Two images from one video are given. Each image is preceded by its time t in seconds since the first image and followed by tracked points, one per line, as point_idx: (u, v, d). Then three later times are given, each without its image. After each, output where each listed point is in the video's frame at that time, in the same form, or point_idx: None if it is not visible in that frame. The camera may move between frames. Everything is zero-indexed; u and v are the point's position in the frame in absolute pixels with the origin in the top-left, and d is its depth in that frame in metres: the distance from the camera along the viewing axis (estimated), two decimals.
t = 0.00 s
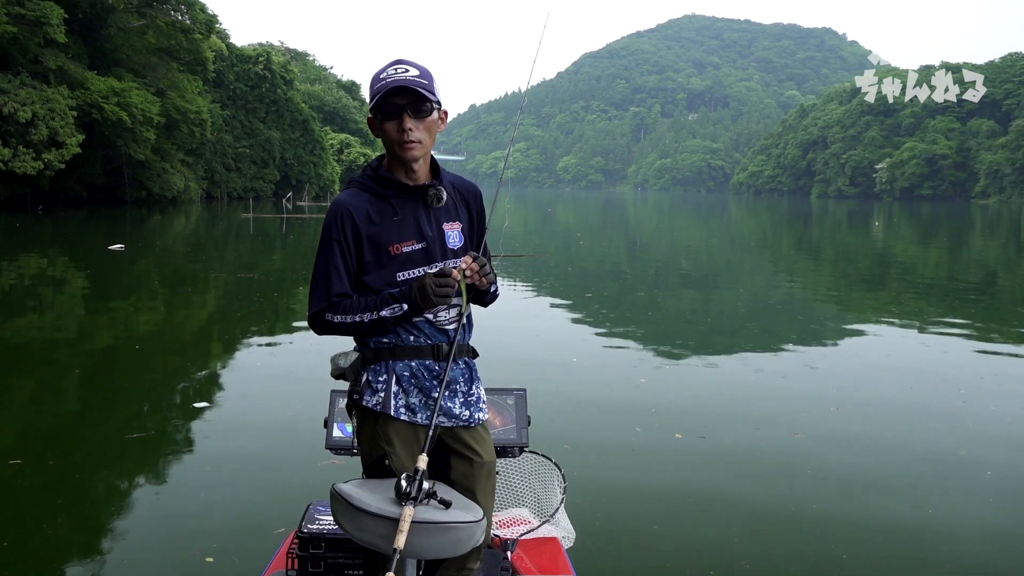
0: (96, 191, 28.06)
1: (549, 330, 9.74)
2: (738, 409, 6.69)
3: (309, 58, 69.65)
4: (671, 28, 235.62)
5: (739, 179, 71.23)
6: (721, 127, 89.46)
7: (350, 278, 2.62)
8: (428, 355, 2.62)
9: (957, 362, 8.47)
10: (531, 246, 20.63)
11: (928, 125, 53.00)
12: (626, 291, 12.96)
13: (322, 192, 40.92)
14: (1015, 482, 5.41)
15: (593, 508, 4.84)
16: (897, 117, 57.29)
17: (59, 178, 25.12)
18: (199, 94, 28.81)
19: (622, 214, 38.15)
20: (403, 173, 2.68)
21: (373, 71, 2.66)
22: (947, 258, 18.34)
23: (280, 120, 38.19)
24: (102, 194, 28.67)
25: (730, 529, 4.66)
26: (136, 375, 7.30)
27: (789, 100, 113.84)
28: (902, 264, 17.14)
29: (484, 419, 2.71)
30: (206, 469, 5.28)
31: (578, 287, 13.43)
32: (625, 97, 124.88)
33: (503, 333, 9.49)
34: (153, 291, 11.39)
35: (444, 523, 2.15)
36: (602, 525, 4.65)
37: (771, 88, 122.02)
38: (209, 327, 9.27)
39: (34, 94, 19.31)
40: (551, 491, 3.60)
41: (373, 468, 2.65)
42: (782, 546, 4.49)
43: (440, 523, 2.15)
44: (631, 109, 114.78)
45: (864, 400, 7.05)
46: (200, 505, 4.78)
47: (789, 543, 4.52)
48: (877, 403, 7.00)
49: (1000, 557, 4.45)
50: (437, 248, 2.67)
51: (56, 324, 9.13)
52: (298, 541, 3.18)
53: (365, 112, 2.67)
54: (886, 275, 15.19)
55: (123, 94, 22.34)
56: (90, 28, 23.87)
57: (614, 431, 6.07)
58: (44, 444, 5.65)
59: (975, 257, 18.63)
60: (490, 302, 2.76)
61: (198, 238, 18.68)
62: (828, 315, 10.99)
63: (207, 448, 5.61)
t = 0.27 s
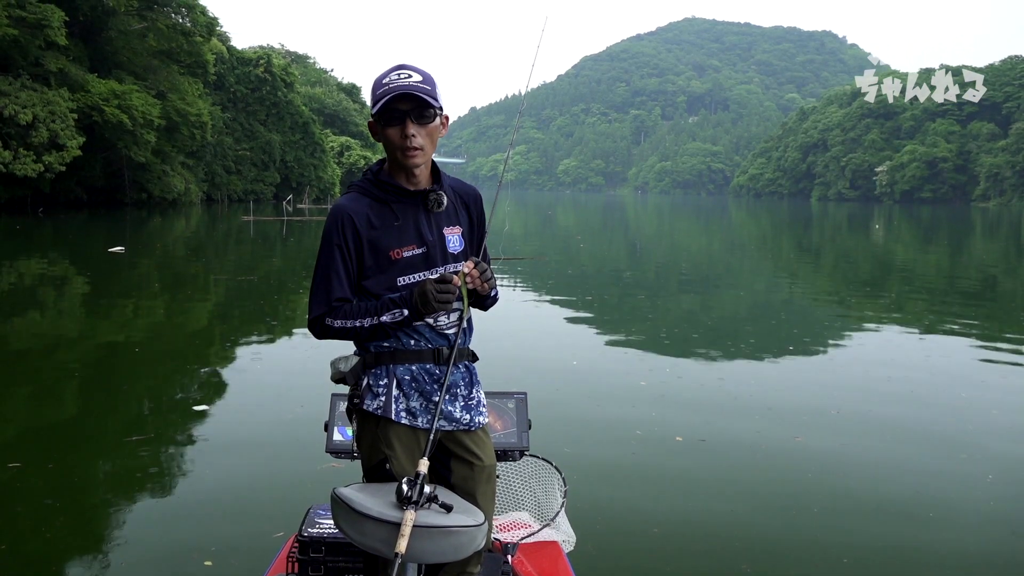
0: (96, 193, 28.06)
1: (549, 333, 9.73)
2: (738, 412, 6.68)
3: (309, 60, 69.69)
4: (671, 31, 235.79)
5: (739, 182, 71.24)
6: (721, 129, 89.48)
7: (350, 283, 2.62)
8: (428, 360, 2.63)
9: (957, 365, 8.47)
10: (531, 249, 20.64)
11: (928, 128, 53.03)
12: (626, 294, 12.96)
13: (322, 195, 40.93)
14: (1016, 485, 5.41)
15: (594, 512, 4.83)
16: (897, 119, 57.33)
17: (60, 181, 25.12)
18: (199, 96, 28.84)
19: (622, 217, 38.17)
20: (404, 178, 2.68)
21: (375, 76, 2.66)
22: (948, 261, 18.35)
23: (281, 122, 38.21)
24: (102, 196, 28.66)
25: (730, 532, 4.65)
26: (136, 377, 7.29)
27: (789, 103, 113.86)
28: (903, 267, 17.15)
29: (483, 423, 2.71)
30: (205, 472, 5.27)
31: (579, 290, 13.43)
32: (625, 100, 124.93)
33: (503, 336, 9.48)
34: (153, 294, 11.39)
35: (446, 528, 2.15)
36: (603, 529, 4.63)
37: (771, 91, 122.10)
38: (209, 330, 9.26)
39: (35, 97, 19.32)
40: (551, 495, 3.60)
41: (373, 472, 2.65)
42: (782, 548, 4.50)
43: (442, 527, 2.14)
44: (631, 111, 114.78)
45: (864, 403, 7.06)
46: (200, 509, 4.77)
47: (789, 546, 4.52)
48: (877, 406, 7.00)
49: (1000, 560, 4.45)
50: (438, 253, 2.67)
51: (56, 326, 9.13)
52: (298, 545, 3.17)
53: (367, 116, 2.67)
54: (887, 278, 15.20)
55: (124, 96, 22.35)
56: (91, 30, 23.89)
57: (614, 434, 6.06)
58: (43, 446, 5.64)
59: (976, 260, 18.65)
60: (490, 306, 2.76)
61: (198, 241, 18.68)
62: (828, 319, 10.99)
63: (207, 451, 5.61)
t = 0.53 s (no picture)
0: (99, 194, 28.10)
1: (551, 334, 9.73)
2: (740, 413, 6.68)
3: (311, 61, 69.73)
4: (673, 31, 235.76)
5: (741, 183, 71.24)
6: (723, 130, 89.49)
7: (353, 283, 2.62)
8: (430, 360, 2.62)
9: (959, 366, 8.46)
10: (532, 249, 20.64)
11: (930, 128, 53.03)
12: (628, 294, 12.96)
13: (324, 195, 40.95)
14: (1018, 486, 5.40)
15: (596, 513, 4.83)
16: (898, 120, 57.32)
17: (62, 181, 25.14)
18: (201, 97, 28.87)
19: (624, 217, 38.21)
20: (407, 177, 2.69)
21: (380, 75, 2.67)
22: (950, 261, 18.35)
23: (283, 123, 38.23)
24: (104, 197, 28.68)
25: (731, 533, 4.64)
26: (138, 378, 7.30)
27: (791, 103, 113.82)
28: (904, 267, 17.15)
29: (486, 423, 2.71)
30: (207, 472, 5.27)
31: (580, 290, 13.43)
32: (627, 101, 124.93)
33: (505, 337, 9.48)
34: (155, 294, 11.40)
35: (448, 527, 2.15)
36: (606, 529, 4.63)
37: (773, 91, 122.12)
38: (211, 330, 9.27)
39: (37, 97, 19.34)
40: (553, 495, 3.60)
41: (376, 472, 2.64)
42: (785, 547, 4.51)
43: (445, 526, 2.14)
44: (632, 112, 114.79)
45: (866, 404, 7.05)
46: (201, 509, 4.77)
47: (790, 547, 4.51)
48: (879, 407, 6.99)
49: (1001, 561, 4.44)
50: (440, 253, 2.68)
51: (58, 327, 9.13)
52: (300, 545, 3.18)
53: (372, 116, 2.67)
54: (888, 279, 15.21)
55: (126, 97, 22.38)
56: (93, 31, 23.92)
57: (616, 435, 6.05)
58: (45, 447, 5.65)
59: (977, 261, 18.65)
60: (492, 306, 2.76)
61: (200, 241, 18.70)
62: (830, 319, 10.99)
63: (208, 452, 5.61)
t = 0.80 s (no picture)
0: (101, 194, 28.12)
1: (553, 334, 9.72)
2: (743, 414, 6.66)
3: (313, 61, 69.77)
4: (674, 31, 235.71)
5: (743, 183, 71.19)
6: (725, 130, 89.47)
7: (355, 282, 2.62)
8: (433, 359, 2.62)
9: (961, 366, 8.45)
10: (534, 250, 20.63)
11: (932, 128, 52.98)
12: (630, 295, 12.95)
13: (326, 196, 40.96)
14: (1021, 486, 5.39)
15: (598, 514, 4.82)
16: (901, 120, 57.27)
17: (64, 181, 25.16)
18: (203, 97, 28.88)
19: (626, 217, 38.20)
20: (409, 175, 2.68)
21: (382, 72, 2.66)
22: (952, 261, 18.32)
23: (284, 123, 38.24)
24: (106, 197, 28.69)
25: (734, 535, 4.63)
26: (140, 377, 7.31)
27: (793, 104, 113.73)
28: (907, 267, 17.13)
29: (488, 424, 2.71)
30: (209, 473, 5.27)
31: (583, 291, 13.42)
32: (629, 101, 124.88)
33: (507, 337, 9.48)
34: (157, 294, 11.40)
35: (452, 527, 2.14)
36: (609, 530, 4.62)
37: (775, 91, 122.03)
38: (213, 330, 9.27)
39: (39, 97, 19.36)
40: (556, 495, 3.60)
41: (378, 473, 2.64)
42: (788, 548, 4.50)
43: (447, 527, 2.14)
44: (634, 112, 114.77)
45: (869, 404, 7.04)
46: (202, 510, 4.77)
47: (794, 548, 4.50)
48: (881, 407, 6.98)
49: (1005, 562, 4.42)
50: (444, 251, 2.67)
51: (60, 326, 9.14)
52: (303, 546, 3.17)
53: (375, 114, 2.67)
54: (891, 279, 15.19)
55: (129, 97, 22.40)
56: (95, 31, 23.95)
57: (619, 436, 6.05)
58: (47, 446, 5.65)
59: (980, 261, 18.63)
60: (495, 306, 2.75)
61: (202, 241, 18.71)
62: (833, 319, 10.98)
63: (210, 452, 5.60)
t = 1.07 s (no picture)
0: (101, 195, 28.13)
1: (553, 334, 9.72)
2: (744, 415, 6.65)
3: (314, 62, 69.78)
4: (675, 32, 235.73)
5: (743, 183, 71.20)
6: (725, 131, 89.47)
7: (355, 283, 2.62)
8: (433, 360, 2.62)
9: (961, 367, 8.44)
10: (535, 250, 20.64)
11: (933, 129, 52.97)
12: (631, 295, 12.95)
13: (326, 196, 40.98)
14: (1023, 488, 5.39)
15: (601, 514, 4.81)
16: (901, 120, 57.26)
17: (65, 182, 25.17)
18: (204, 97, 28.88)
19: (626, 218, 38.19)
20: (409, 175, 2.68)
21: (380, 72, 2.67)
22: (952, 262, 18.32)
23: (285, 123, 38.24)
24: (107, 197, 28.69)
25: (736, 536, 4.62)
26: (140, 378, 7.31)
27: (793, 104, 113.69)
28: (907, 268, 17.13)
29: (489, 424, 2.71)
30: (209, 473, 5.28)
31: (583, 291, 13.42)
32: (630, 101, 124.89)
33: (507, 338, 9.48)
34: (158, 295, 11.39)
35: (452, 528, 2.15)
36: (610, 531, 4.62)
37: (775, 92, 122.07)
38: (214, 330, 9.27)
39: (40, 97, 19.36)
40: (557, 495, 3.60)
41: (379, 473, 2.64)
42: (789, 550, 4.49)
43: (448, 527, 2.14)
44: (635, 112, 114.75)
45: (870, 405, 7.04)
46: (203, 510, 4.77)
47: (796, 549, 4.49)
48: (882, 408, 6.98)
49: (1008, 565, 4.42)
50: (443, 252, 2.67)
51: (61, 326, 9.15)
52: (304, 547, 3.18)
53: (373, 113, 2.67)
54: (891, 280, 15.19)
55: (129, 97, 22.41)
56: (95, 31, 23.96)
57: (620, 437, 6.04)
58: (48, 447, 5.64)
59: (981, 262, 18.63)
60: (495, 306, 2.75)
61: (202, 241, 18.71)
62: (833, 320, 10.98)
63: (211, 453, 5.60)
